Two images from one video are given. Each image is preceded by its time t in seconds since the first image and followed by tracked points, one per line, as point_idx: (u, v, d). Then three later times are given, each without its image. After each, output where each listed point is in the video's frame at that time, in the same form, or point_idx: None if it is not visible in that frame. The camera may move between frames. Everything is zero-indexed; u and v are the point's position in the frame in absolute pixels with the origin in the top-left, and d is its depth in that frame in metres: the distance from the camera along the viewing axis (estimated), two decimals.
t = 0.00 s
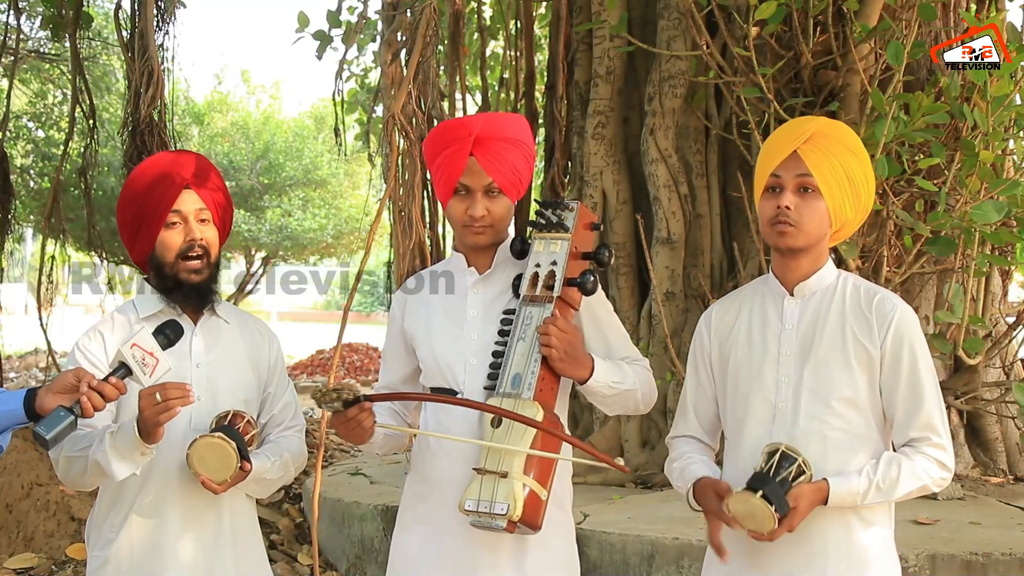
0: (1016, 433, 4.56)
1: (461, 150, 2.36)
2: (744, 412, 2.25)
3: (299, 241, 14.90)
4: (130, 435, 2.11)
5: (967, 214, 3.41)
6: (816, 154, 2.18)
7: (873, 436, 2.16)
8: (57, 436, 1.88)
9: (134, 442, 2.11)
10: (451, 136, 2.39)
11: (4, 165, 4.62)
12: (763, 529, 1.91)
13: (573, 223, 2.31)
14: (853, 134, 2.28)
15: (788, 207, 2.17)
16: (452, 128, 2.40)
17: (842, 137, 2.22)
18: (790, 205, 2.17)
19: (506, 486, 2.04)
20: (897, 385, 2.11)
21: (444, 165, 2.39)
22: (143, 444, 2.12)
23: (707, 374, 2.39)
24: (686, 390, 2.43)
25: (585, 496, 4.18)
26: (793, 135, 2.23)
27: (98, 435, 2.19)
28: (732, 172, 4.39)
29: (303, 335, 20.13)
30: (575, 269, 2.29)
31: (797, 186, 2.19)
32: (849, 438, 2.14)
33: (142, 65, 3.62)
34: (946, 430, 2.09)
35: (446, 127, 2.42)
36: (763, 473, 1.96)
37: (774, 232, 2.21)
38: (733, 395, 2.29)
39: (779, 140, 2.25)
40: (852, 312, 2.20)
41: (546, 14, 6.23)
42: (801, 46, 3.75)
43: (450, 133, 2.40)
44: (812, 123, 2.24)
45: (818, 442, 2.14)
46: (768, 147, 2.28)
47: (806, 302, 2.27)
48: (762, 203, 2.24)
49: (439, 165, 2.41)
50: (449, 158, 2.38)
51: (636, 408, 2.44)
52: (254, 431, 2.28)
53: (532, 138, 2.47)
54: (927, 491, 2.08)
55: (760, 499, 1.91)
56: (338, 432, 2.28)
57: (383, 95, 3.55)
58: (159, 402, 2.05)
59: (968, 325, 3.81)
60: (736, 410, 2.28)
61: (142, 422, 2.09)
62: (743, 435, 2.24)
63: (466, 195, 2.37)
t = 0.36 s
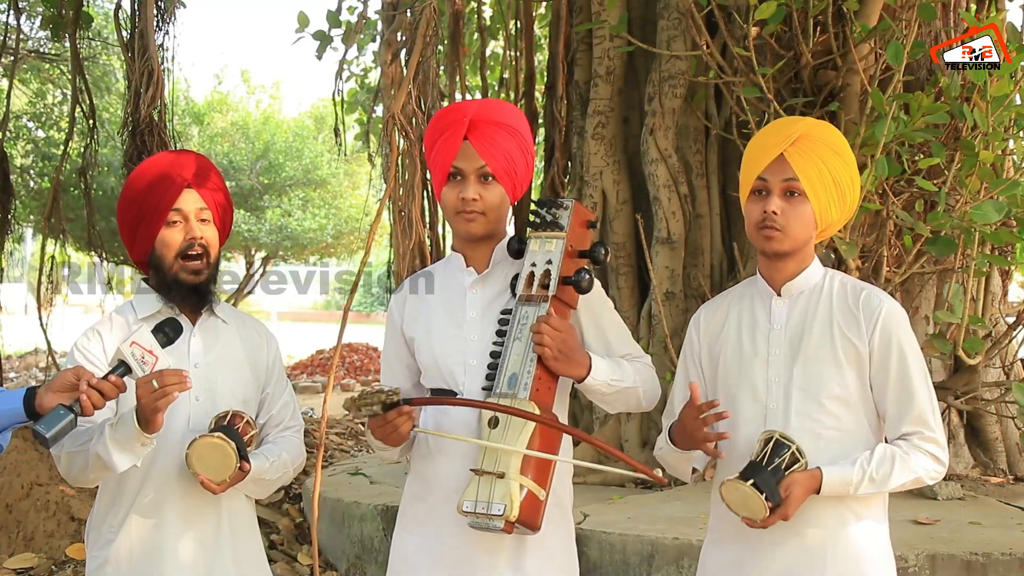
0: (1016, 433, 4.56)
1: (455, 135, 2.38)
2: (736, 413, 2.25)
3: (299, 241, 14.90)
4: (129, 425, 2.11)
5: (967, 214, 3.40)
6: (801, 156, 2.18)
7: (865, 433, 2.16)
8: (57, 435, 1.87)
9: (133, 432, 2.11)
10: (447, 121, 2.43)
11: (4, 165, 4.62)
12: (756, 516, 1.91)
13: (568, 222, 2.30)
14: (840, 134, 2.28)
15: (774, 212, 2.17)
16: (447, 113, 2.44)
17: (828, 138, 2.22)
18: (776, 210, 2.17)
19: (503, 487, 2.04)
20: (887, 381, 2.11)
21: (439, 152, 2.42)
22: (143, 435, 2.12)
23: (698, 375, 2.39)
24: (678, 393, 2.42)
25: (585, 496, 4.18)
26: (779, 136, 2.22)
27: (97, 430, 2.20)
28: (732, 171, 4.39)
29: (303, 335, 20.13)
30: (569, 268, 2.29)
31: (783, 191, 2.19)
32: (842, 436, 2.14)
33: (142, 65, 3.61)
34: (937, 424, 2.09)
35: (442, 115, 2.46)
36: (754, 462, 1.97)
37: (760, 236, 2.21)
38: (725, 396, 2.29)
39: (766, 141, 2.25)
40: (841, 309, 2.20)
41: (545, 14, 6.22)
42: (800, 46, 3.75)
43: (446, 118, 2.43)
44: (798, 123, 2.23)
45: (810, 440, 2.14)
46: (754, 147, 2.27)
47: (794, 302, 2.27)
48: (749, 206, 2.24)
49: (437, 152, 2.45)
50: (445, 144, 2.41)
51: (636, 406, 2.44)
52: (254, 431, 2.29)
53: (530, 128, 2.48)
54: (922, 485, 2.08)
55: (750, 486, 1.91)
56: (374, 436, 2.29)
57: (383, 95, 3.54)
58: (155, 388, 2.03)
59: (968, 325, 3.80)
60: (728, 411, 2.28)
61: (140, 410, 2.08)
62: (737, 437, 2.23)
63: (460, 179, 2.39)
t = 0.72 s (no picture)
0: (1016, 433, 4.56)
1: (447, 137, 2.38)
2: (739, 412, 2.25)
3: (299, 241, 14.90)
4: (135, 426, 2.11)
5: (967, 214, 3.40)
6: (805, 156, 2.18)
7: (868, 435, 2.16)
8: (57, 434, 1.86)
9: (139, 431, 2.11)
10: (440, 123, 2.42)
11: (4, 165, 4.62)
12: (755, 514, 1.91)
13: (568, 222, 2.30)
14: (842, 132, 2.28)
15: (782, 213, 2.17)
16: (440, 116, 2.43)
17: (832, 137, 2.22)
18: (783, 211, 2.17)
19: (502, 487, 2.04)
20: (892, 384, 2.12)
21: (433, 155, 2.41)
22: (148, 434, 2.12)
23: (700, 375, 2.38)
24: (679, 391, 2.42)
25: (585, 496, 4.18)
26: (782, 137, 2.22)
27: (103, 429, 2.20)
28: (732, 171, 4.39)
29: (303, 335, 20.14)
30: (570, 269, 2.29)
31: (789, 192, 2.19)
32: (845, 438, 2.15)
33: (141, 65, 3.61)
34: (940, 429, 2.10)
35: (436, 117, 2.46)
36: (757, 458, 1.97)
37: (768, 237, 2.21)
38: (728, 396, 2.29)
39: (769, 141, 2.25)
40: (846, 312, 2.21)
41: (545, 14, 6.22)
42: (800, 46, 3.75)
43: (439, 121, 2.43)
44: (802, 123, 2.23)
45: (814, 442, 2.14)
46: (756, 148, 2.27)
47: (800, 303, 2.27)
48: (755, 208, 2.24)
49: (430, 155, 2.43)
50: (439, 146, 2.40)
51: (636, 407, 2.44)
52: (255, 431, 2.29)
53: (522, 129, 2.47)
54: (921, 489, 2.10)
55: (753, 483, 1.91)
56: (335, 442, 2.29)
57: (383, 95, 3.54)
58: (162, 387, 2.05)
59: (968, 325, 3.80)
60: (730, 410, 2.27)
61: (147, 409, 2.09)
62: (737, 437, 2.23)
63: (454, 182, 2.39)
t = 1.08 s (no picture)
0: (1016, 433, 4.56)
1: (453, 136, 2.39)
2: (739, 413, 2.25)
3: (299, 241, 14.91)
4: (142, 434, 2.12)
5: (967, 214, 3.40)
6: (820, 159, 2.18)
7: (868, 436, 2.16)
8: (57, 432, 1.86)
9: (146, 441, 2.12)
10: (444, 122, 2.43)
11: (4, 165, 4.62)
12: (760, 520, 1.91)
13: (569, 223, 2.30)
14: (855, 136, 2.28)
15: (793, 213, 2.17)
16: (445, 114, 2.45)
17: (845, 140, 2.22)
18: (794, 212, 2.17)
19: (499, 488, 2.04)
20: (893, 385, 2.12)
21: (438, 153, 2.43)
22: (155, 445, 2.12)
23: (700, 375, 2.38)
24: (679, 392, 2.41)
25: (585, 496, 4.18)
26: (796, 138, 2.21)
27: (109, 432, 2.19)
28: (732, 171, 4.39)
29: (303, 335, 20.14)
30: (571, 270, 2.29)
31: (801, 193, 2.18)
32: (845, 439, 2.14)
33: (141, 65, 3.61)
34: (941, 430, 2.10)
35: (440, 115, 2.46)
36: (761, 466, 1.96)
37: (776, 237, 2.20)
38: (728, 396, 2.29)
39: (782, 141, 2.24)
40: (847, 312, 2.21)
41: (545, 14, 6.22)
42: (800, 46, 3.75)
43: (444, 120, 2.44)
44: (818, 125, 2.23)
45: (814, 442, 2.14)
46: (769, 148, 2.26)
47: (801, 303, 2.27)
48: (764, 206, 2.23)
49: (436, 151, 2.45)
50: (444, 145, 2.41)
51: (636, 409, 2.44)
52: (255, 433, 2.29)
53: (531, 132, 2.48)
54: (924, 490, 2.09)
55: (759, 489, 1.90)
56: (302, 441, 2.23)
57: (383, 95, 3.54)
58: (177, 404, 2.04)
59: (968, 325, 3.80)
60: (730, 410, 2.27)
61: (158, 424, 2.08)
62: (736, 437, 2.23)
63: (458, 179, 2.39)
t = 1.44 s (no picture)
0: (1016, 433, 4.56)
1: (460, 140, 2.38)
2: (738, 414, 2.24)
3: (299, 242, 14.95)
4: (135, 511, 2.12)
5: (967, 214, 3.40)
6: (807, 158, 2.18)
7: (867, 435, 2.16)
8: (53, 437, 1.86)
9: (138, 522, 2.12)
10: (452, 124, 2.43)
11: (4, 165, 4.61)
12: (760, 516, 1.90)
13: (571, 225, 2.30)
14: (841, 136, 2.29)
15: (785, 214, 2.17)
16: (453, 117, 2.44)
17: (832, 140, 2.23)
18: (787, 212, 2.17)
19: (501, 488, 2.04)
20: (891, 384, 2.12)
21: (443, 157, 2.41)
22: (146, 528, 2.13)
23: (699, 377, 2.38)
24: (678, 394, 2.41)
25: (585, 496, 4.18)
26: (783, 139, 2.21)
27: (104, 478, 2.15)
28: (732, 171, 4.39)
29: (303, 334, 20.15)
30: (573, 271, 2.29)
31: (792, 193, 2.18)
32: (844, 439, 2.14)
33: (141, 64, 3.60)
34: (939, 428, 2.10)
35: (448, 118, 2.46)
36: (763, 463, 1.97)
37: (770, 239, 2.20)
38: (727, 397, 2.29)
39: (768, 143, 2.25)
40: (845, 311, 2.21)
41: (545, 14, 6.21)
42: (801, 46, 3.75)
43: (452, 123, 2.43)
44: (802, 124, 2.23)
45: (813, 442, 2.14)
46: (756, 150, 2.27)
47: (798, 303, 2.27)
48: (756, 208, 2.23)
49: (439, 154, 2.44)
50: (449, 149, 2.41)
51: (635, 410, 2.44)
52: (254, 435, 2.30)
53: (535, 134, 2.48)
54: (924, 489, 2.09)
55: (760, 484, 1.90)
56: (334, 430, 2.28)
57: (383, 95, 3.53)
58: (183, 519, 2.08)
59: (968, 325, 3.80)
60: (730, 411, 2.27)
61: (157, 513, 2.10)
62: (735, 438, 2.24)
63: (459, 179, 2.39)
